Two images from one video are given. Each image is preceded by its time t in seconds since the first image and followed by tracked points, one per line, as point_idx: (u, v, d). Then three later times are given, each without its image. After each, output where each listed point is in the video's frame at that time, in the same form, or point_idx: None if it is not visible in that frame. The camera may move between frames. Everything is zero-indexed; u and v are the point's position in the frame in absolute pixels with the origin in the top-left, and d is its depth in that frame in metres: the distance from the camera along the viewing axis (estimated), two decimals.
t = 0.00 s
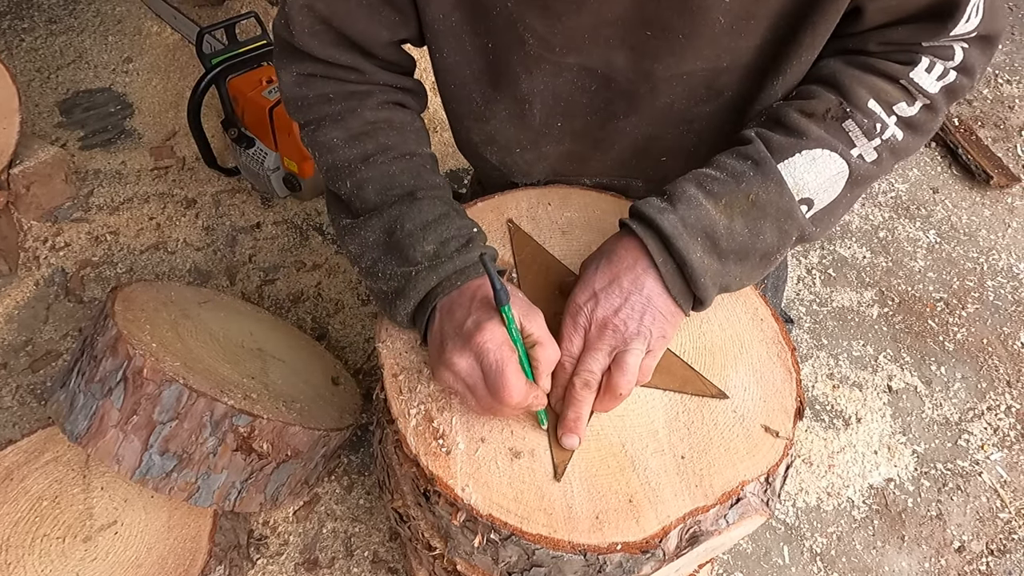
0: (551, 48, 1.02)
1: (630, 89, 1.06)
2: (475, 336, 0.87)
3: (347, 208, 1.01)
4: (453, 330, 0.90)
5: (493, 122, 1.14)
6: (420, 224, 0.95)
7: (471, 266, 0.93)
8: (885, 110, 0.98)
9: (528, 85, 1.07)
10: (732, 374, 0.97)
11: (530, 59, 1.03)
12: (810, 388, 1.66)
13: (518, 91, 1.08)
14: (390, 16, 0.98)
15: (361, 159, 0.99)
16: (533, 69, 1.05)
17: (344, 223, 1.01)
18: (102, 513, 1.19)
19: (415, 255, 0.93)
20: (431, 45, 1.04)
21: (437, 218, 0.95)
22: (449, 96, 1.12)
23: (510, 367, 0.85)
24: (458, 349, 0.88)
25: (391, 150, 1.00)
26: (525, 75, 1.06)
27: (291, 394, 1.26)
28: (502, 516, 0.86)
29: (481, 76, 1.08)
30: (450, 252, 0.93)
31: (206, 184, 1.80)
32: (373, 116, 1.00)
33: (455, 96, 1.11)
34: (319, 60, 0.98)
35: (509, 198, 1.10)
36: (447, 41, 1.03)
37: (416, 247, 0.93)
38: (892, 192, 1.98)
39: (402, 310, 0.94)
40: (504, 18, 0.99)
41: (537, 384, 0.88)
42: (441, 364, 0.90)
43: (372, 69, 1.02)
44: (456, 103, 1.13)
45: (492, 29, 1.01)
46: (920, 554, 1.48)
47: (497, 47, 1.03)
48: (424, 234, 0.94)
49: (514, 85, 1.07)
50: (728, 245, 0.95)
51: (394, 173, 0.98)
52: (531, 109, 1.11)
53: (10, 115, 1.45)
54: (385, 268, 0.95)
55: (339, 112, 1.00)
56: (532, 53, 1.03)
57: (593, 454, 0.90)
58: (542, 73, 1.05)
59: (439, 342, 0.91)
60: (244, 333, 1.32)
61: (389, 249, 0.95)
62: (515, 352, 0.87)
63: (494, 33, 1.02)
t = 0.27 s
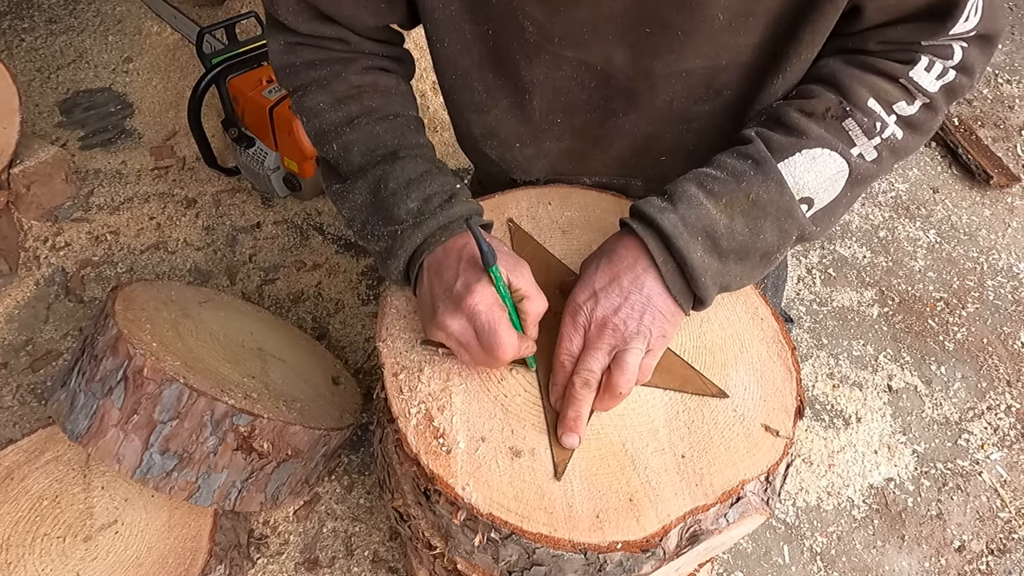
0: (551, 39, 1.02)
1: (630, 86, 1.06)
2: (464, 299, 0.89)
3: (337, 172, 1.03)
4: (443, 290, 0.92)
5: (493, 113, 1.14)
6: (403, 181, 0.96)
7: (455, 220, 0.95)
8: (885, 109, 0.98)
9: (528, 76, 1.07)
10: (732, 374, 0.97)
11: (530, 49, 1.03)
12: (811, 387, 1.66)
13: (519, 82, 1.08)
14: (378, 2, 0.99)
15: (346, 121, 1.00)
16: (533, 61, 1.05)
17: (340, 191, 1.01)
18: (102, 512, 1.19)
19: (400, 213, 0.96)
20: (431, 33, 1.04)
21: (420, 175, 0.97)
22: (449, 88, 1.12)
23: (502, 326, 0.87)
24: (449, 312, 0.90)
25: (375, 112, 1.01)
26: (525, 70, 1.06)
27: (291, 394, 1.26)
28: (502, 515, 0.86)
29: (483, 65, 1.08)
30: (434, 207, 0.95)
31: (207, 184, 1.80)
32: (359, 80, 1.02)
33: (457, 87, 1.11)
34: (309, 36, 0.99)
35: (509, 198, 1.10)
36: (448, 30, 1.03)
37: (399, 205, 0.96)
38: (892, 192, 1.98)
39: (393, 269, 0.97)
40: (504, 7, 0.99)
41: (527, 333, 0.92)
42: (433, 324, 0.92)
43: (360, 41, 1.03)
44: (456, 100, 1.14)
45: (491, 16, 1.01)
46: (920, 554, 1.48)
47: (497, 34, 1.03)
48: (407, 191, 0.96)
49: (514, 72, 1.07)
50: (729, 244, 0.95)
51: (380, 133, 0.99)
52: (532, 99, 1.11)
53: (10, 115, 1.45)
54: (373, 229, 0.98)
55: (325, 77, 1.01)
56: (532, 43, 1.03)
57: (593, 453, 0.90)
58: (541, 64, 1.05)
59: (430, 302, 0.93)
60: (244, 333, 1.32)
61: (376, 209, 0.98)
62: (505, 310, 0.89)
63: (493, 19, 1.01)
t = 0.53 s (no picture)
0: (556, 36, 1.02)
1: (634, 86, 1.07)
2: (441, 318, 0.88)
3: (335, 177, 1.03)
4: (423, 304, 0.91)
5: (496, 110, 1.14)
6: (391, 184, 0.96)
7: (438, 227, 0.93)
8: (887, 101, 0.98)
9: (532, 74, 1.08)
10: (732, 374, 0.97)
11: (536, 46, 1.04)
12: (811, 388, 1.66)
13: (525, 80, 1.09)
14: (384, 2, 0.99)
15: (343, 122, 1.00)
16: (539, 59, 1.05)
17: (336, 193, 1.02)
18: (102, 512, 1.19)
19: (387, 218, 0.95)
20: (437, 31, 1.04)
21: (408, 179, 0.96)
22: (453, 85, 1.12)
23: (481, 348, 0.87)
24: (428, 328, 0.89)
25: (373, 115, 1.01)
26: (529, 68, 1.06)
27: (292, 394, 1.26)
28: (502, 515, 0.86)
29: (488, 61, 1.09)
30: (419, 211, 0.94)
31: (208, 183, 1.80)
32: (361, 83, 1.01)
33: (461, 84, 1.12)
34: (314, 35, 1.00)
35: (510, 198, 1.10)
36: (453, 26, 1.03)
37: (387, 210, 0.95)
38: (893, 193, 1.98)
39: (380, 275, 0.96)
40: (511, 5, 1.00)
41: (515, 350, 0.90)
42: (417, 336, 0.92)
43: (366, 42, 1.03)
44: (460, 98, 1.14)
45: (498, 12, 1.02)
46: (921, 555, 1.48)
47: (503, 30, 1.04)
48: (395, 195, 0.95)
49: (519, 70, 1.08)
50: (723, 218, 0.95)
51: (374, 136, 0.99)
52: (537, 98, 1.11)
53: (12, 114, 1.46)
54: (362, 234, 0.98)
55: (328, 80, 1.01)
56: (537, 40, 1.03)
57: (593, 453, 0.90)
58: (546, 63, 1.06)
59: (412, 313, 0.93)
60: (245, 332, 1.32)
61: (366, 213, 0.97)
62: (484, 329, 0.88)
63: (500, 15, 1.02)
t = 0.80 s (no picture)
0: (577, 47, 0.99)
1: (652, 84, 1.05)
2: (508, 377, 0.86)
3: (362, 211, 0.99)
4: (485, 360, 0.88)
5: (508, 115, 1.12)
6: (426, 229, 0.92)
7: (483, 275, 0.91)
8: (885, 99, 1.01)
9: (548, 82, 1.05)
10: (731, 372, 0.97)
11: (554, 56, 1.01)
12: (810, 387, 1.66)
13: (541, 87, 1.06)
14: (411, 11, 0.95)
15: (371, 159, 0.96)
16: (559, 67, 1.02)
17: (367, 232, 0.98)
18: (102, 510, 1.19)
19: (424, 266, 0.92)
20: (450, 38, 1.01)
21: (444, 223, 0.93)
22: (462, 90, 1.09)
23: (557, 397, 0.86)
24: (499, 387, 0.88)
25: (401, 150, 0.96)
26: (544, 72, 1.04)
27: (291, 392, 1.26)
28: (501, 513, 0.86)
29: (503, 68, 1.05)
30: (460, 259, 0.91)
31: (208, 182, 1.80)
32: (387, 116, 0.96)
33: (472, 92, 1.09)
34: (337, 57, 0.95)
35: (510, 197, 1.10)
36: (472, 35, 0.99)
37: (423, 256, 0.92)
38: (893, 192, 1.97)
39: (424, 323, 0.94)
40: (530, 10, 0.96)
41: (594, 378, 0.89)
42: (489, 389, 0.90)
43: (392, 70, 0.98)
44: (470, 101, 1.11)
45: (517, 19, 0.98)
46: (920, 553, 1.48)
47: (521, 37, 1.00)
48: (430, 242, 0.92)
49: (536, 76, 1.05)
50: (725, 203, 0.98)
51: (404, 175, 0.95)
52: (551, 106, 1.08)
53: (11, 114, 1.46)
54: (398, 281, 0.94)
55: (353, 111, 0.96)
56: (557, 49, 1.00)
57: (592, 452, 0.90)
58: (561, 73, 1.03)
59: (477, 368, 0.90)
60: (245, 331, 1.32)
61: (399, 258, 0.94)
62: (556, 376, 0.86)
63: (519, 23, 0.98)
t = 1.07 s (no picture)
0: (582, 43, 0.99)
1: (656, 93, 1.05)
2: (538, 396, 0.86)
3: (356, 226, 0.95)
4: (506, 378, 0.88)
5: (514, 111, 1.10)
6: (435, 243, 0.89)
7: (497, 290, 0.89)
8: (882, 107, 1.04)
9: (553, 78, 1.05)
10: (731, 372, 0.97)
11: (560, 49, 1.00)
12: (810, 386, 1.66)
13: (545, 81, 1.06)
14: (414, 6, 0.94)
15: (369, 167, 0.93)
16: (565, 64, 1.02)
17: (364, 248, 0.93)
18: (102, 509, 1.19)
19: (433, 280, 0.89)
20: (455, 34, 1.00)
21: (454, 236, 0.90)
22: (469, 91, 1.07)
23: (585, 402, 0.87)
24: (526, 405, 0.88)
25: (401, 158, 0.94)
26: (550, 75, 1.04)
27: (291, 392, 1.26)
28: (501, 513, 0.86)
29: (509, 67, 1.05)
30: (471, 275, 0.89)
31: (208, 181, 1.80)
32: (385, 121, 0.94)
33: (480, 90, 1.07)
34: (332, 55, 0.91)
35: (510, 196, 1.10)
36: (480, 33, 0.99)
37: (433, 271, 0.89)
38: (893, 191, 1.97)
39: (431, 341, 0.91)
40: (538, 7, 0.96)
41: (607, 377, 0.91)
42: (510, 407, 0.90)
43: (388, 70, 0.95)
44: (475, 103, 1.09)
45: (523, 14, 0.98)
46: (919, 553, 1.48)
47: (527, 31, 1.00)
48: (440, 255, 0.89)
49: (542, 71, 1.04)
50: (726, 206, 0.98)
51: (407, 184, 0.93)
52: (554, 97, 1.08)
53: (11, 113, 1.46)
54: (401, 298, 0.91)
55: (348, 114, 0.93)
56: (563, 44, 1.00)
57: (591, 451, 0.90)
58: (567, 69, 1.03)
59: (494, 389, 0.90)
60: (245, 331, 1.32)
61: (403, 275, 0.90)
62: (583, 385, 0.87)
63: (525, 17, 0.98)
